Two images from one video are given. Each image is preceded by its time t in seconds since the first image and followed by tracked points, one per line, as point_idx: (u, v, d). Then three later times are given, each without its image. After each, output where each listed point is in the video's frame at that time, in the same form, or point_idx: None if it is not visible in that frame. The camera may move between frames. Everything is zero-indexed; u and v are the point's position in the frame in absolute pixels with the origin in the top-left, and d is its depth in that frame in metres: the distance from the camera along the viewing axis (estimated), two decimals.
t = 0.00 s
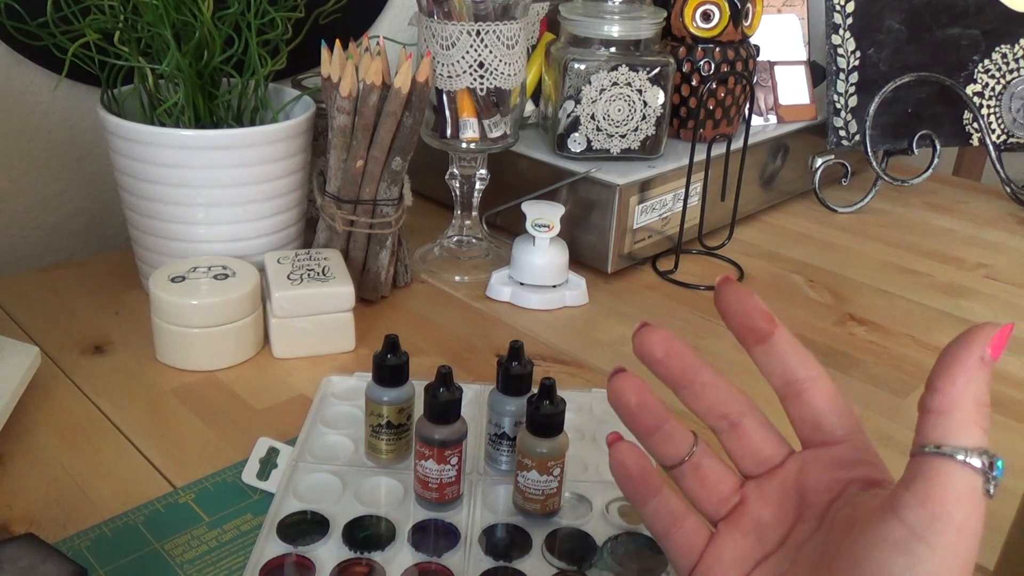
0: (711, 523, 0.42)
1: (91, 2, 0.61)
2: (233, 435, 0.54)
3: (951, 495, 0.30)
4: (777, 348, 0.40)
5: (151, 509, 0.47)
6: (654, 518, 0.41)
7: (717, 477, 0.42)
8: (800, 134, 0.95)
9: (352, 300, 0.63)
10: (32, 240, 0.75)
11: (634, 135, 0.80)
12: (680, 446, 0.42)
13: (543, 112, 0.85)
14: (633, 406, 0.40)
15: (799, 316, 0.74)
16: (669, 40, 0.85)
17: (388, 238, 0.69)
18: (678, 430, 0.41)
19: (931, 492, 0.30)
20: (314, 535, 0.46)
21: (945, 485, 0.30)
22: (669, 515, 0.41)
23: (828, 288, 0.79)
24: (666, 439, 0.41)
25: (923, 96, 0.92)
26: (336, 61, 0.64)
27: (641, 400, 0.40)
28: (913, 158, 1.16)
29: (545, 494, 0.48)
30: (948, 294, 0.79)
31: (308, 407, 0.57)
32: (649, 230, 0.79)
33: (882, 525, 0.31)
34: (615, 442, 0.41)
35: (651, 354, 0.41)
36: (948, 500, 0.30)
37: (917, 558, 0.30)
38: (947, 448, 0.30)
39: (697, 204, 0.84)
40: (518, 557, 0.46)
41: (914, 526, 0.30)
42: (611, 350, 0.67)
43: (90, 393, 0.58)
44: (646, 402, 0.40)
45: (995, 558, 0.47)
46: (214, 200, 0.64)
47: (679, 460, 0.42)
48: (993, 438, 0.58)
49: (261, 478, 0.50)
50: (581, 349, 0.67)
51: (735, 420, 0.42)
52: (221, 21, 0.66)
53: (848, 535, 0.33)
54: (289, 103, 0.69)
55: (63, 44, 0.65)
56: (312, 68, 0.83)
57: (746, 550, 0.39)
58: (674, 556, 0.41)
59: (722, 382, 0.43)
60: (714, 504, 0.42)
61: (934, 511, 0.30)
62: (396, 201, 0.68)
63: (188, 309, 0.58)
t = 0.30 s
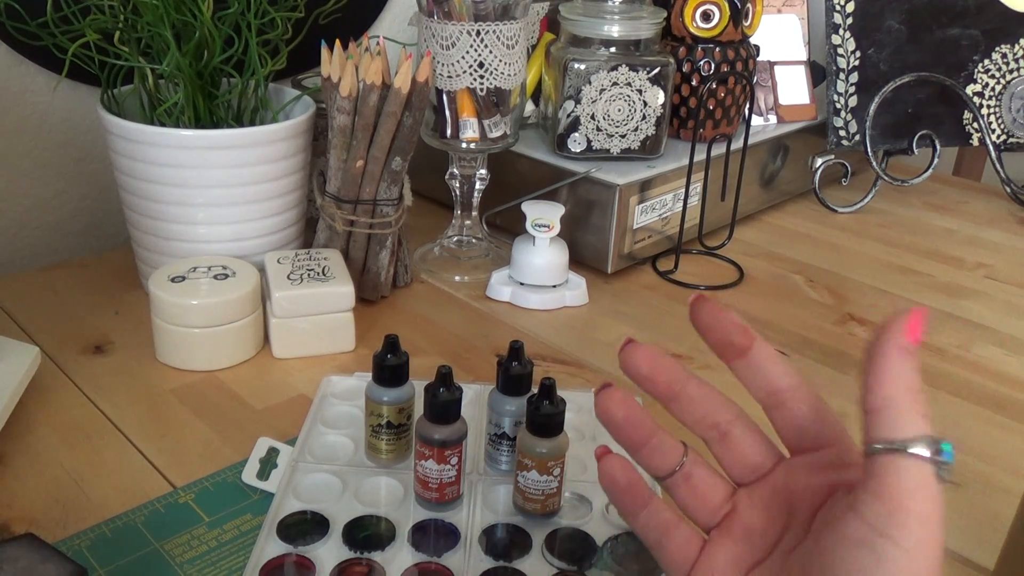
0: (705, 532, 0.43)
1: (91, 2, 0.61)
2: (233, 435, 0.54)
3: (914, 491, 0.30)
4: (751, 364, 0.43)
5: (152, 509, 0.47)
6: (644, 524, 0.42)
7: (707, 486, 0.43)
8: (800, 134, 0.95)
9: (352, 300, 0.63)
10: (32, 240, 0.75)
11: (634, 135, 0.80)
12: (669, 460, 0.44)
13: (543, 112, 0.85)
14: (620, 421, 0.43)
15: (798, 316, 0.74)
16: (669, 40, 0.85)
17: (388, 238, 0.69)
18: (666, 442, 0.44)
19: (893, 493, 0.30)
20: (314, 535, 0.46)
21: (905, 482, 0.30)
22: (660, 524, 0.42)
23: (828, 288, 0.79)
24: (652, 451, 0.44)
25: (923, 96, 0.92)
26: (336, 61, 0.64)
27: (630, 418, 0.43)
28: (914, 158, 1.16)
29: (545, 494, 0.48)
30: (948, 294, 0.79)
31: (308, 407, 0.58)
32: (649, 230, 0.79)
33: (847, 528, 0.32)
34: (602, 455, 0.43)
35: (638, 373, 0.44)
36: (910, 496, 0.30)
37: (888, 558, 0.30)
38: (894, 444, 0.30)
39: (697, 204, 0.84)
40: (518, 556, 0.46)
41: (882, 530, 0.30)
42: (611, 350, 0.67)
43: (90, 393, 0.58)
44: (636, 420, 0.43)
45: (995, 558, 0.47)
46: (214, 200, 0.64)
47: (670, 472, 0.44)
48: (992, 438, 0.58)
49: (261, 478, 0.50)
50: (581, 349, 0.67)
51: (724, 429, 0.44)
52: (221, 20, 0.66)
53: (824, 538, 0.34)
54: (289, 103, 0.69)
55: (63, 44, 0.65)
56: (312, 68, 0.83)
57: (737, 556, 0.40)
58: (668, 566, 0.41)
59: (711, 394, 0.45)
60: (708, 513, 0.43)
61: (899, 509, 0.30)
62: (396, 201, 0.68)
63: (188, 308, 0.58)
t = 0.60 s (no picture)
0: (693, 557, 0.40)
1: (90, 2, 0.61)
2: (233, 434, 0.54)
3: (566, 491, 0.37)
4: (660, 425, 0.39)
5: (151, 509, 0.47)
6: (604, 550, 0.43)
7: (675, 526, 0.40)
8: (800, 134, 0.95)
9: (352, 300, 0.63)
10: (32, 240, 0.75)
11: (634, 134, 0.80)
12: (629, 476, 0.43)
13: (543, 111, 0.85)
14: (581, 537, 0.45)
15: (798, 315, 0.74)
16: (669, 39, 0.85)
17: (388, 238, 0.69)
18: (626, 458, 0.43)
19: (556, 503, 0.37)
20: (314, 535, 0.46)
21: (557, 488, 0.38)
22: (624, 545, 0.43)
23: (828, 288, 0.79)
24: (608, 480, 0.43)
25: (923, 96, 0.92)
26: (336, 60, 0.63)
27: (634, 416, 0.41)
28: (914, 158, 1.15)
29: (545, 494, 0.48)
30: (948, 294, 0.79)
31: (308, 407, 0.57)
32: (649, 229, 0.79)
33: None
34: None
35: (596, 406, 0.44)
36: (562, 497, 0.37)
37: None
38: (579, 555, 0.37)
39: (697, 204, 0.84)
40: (519, 556, 0.46)
41: None
42: (611, 350, 0.67)
43: (90, 393, 0.58)
44: (643, 414, 0.41)
45: (995, 558, 0.47)
46: (214, 200, 0.64)
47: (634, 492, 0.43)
48: (992, 438, 0.58)
49: (261, 478, 0.50)
50: (581, 349, 0.67)
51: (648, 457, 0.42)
52: (222, 20, 0.66)
53: None
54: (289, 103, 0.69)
55: (63, 43, 0.65)
56: (313, 67, 0.83)
57: None
58: None
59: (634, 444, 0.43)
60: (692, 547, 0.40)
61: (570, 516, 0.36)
62: (396, 201, 0.68)
63: (188, 308, 0.58)
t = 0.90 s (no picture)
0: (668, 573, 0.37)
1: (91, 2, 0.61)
2: (233, 434, 0.54)
3: (517, 524, 0.37)
4: (607, 454, 0.36)
5: (151, 509, 0.47)
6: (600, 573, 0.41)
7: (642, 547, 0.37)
8: (800, 134, 0.95)
9: (352, 300, 0.63)
10: (32, 240, 0.75)
11: (634, 134, 0.80)
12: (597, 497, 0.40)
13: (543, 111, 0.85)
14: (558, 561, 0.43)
15: (799, 315, 0.74)
16: (669, 39, 0.85)
17: (388, 238, 0.69)
18: (586, 477, 0.40)
19: (508, 534, 0.37)
20: (314, 535, 0.46)
21: (509, 519, 0.37)
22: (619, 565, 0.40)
23: (828, 288, 0.79)
24: (582, 505, 0.40)
25: (923, 96, 0.92)
26: (336, 60, 0.63)
27: (583, 439, 0.38)
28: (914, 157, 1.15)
29: (545, 494, 0.48)
30: (948, 295, 0.79)
31: (308, 407, 0.58)
32: (649, 229, 0.79)
33: None
34: None
35: (546, 427, 0.42)
36: (511, 529, 0.37)
37: None
38: None
39: (697, 204, 0.84)
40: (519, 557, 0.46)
41: None
42: (611, 349, 0.67)
43: (90, 393, 0.58)
44: (593, 438, 0.38)
45: (995, 558, 0.47)
46: (213, 200, 0.64)
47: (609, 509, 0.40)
48: (992, 438, 0.58)
49: (261, 478, 0.50)
50: (581, 349, 0.67)
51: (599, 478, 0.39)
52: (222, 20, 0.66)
53: None
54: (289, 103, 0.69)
55: (63, 43, 0.65)
56: (312, 67, 0.83)
57: None
58: None
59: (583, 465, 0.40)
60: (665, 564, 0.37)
61: (518, 549, 0.35)
62: (396, 201, 0.68)
63: (188, 308, 0.58)
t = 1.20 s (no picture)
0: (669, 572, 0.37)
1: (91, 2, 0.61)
2: (233, 434, 0.54)
3: (520, 521, 0.36)
4: (621, 447, 0.36)
5: (151, 509, 0.47)
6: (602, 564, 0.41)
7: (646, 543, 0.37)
8: (800, 134, 0.95)
9: (352, 300, 0.63)
10: (31, 239, 0.75)
11: (634, 134, 0.80)
12: (602, 487, 0.40)
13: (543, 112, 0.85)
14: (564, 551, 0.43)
15: (799, 316, 0.74)
16: (669, 39, 0.85)
17: (388, 238, 0.69)
18: (594, 466, 0.40)
19: (511, 533, 0.36)
20: (314, 535, 0.46)
21: (512, 516, 0.37)
22: (621, 557, 0.40)
23: (828, 288, 0.79)
24: (587, 494, 0.40)
25: (923, 95, 0.92)
26: (336, 61, 0.64)
27: (597, 427, 0.39)
28: (914, 157, 1.16)
29: (545, 494, 0.48)
30: (948, 295, 0.79)
31: (308, 407, 0.57)
32: (649, 230, 0.79)
33: None
34: None
35: (560, 411, 0.42)
36: (515, 526, 0.36)
37: None
38: None
39: (697, 204, 0.84)
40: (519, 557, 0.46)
41: None
42: (612, 349, 0.67)
43: (89, 393, 0.58)
44: (607, 427, 0.38)
45: (996, 558, 0.47)
46: (213, 200, 0.64)
47: (615, 499, 0.40)
48: (992, 438, 0.58)
49: (261, 478, 0.50)
50: (582, 349, 0.67)
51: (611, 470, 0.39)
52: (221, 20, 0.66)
53: None
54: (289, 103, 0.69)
55: (63, 43, 0.65)
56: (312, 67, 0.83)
57: None
58: None
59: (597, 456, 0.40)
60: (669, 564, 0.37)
61: (522, 549, 0.35)
62: (396, 201, 0.68)
63: (187, 308, 0.58)
